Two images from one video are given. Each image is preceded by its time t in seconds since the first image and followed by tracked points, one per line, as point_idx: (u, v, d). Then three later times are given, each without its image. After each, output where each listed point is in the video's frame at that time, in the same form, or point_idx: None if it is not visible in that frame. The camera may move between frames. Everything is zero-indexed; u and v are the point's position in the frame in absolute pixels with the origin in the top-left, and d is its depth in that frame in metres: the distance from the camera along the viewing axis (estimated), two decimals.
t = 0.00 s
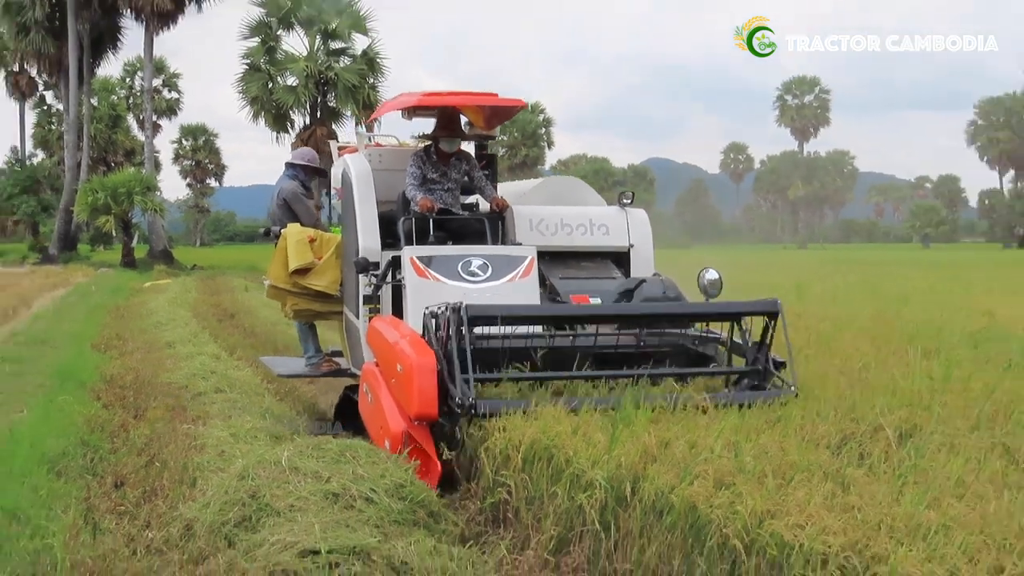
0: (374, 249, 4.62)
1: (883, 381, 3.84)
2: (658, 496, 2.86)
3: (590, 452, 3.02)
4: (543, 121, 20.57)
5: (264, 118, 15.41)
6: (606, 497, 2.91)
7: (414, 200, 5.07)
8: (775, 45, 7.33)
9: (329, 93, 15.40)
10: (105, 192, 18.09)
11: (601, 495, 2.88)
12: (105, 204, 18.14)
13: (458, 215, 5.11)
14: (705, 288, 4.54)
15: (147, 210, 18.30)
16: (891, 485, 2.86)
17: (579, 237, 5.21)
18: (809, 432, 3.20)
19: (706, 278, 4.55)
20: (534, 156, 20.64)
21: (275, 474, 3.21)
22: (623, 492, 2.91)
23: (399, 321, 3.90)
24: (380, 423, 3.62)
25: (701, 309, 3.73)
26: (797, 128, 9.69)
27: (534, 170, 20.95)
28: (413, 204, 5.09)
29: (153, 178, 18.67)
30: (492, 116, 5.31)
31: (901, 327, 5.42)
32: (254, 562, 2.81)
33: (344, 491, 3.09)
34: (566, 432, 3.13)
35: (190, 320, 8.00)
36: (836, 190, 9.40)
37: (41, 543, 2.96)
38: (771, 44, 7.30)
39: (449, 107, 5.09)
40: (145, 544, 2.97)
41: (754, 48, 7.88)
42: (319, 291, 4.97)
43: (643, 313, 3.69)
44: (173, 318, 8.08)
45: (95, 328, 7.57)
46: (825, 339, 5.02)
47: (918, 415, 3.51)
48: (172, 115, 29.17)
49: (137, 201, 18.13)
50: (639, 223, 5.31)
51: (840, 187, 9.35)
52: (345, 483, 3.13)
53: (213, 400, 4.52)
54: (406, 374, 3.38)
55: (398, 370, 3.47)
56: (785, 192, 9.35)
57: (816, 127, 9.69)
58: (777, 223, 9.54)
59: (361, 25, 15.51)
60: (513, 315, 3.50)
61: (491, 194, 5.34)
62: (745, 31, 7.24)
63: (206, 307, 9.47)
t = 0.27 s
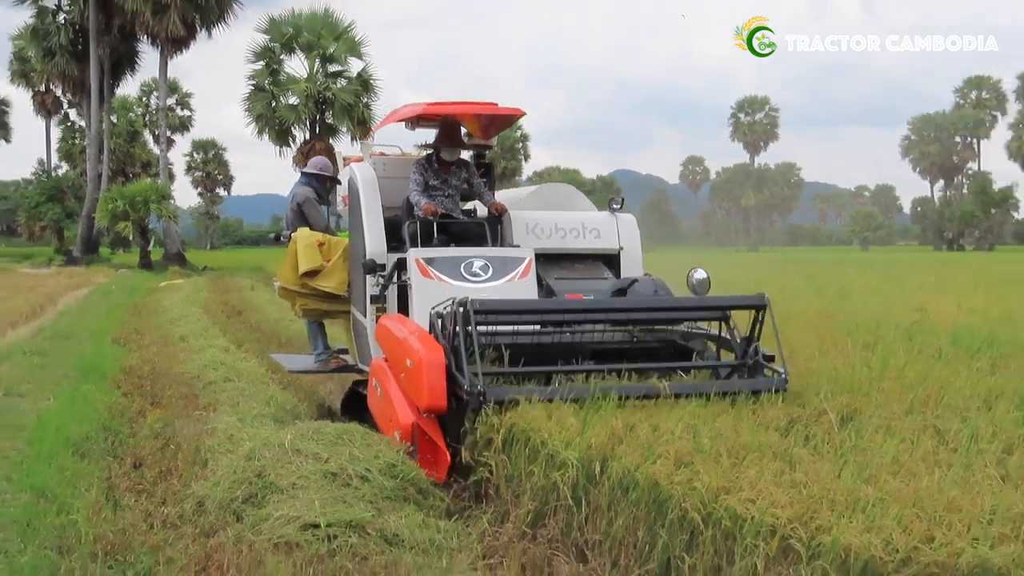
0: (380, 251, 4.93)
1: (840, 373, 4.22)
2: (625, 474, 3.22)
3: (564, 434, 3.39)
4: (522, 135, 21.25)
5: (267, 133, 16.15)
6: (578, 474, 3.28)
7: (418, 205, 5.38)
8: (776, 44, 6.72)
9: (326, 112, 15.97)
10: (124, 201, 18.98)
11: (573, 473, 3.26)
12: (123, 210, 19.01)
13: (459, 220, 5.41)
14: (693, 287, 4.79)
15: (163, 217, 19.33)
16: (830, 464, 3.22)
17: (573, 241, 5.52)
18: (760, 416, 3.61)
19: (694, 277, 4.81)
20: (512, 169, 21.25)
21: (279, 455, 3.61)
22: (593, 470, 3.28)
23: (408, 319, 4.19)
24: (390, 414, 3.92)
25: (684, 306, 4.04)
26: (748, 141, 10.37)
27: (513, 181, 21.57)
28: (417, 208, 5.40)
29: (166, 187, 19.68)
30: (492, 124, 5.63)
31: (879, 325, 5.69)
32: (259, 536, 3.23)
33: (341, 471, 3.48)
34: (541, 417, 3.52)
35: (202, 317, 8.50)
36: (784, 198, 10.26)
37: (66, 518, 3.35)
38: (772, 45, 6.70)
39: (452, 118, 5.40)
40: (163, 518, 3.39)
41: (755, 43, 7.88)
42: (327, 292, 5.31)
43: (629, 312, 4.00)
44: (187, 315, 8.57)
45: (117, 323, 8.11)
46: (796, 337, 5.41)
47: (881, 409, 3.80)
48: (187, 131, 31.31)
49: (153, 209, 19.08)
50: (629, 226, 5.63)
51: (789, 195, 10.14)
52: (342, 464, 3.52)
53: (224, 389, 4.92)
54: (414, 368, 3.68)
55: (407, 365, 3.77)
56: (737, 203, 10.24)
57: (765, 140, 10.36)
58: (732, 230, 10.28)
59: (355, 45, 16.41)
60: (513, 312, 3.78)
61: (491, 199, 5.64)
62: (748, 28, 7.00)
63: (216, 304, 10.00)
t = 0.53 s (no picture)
0: (391, 248, 5.21)
1: (807, 361, 4.63)
2: (601, 449, 3.62)
3: (546, 413, 3.83)
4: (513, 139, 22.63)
5: (276, 140, 17.96)
6: (558, 450, 3.72)
7: (428, 205, 5.70)
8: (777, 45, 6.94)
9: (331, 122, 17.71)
10: (147, 202, 20.21)
11: (553, 449, 3.70)
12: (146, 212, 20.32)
13: (466, 218, 5.73)
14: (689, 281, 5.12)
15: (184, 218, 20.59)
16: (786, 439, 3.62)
17: (572, 238, 5.87)
18: (723, 397, 4.04)
19: (690, 271, 5.13)
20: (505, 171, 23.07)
21: (287, 434, 4.09)
22: (572, 446, 3.69)
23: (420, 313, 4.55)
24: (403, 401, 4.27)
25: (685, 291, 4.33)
26: (715, 148, 10.93)
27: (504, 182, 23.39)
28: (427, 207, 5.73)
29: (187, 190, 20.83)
30: (498, 129, 5.94)
31: (864, 321, 5.96)
32: (269, 506, 3.67)
33: (344, 447, 3.96)
34: (526, 399, 3.96)
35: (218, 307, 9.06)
36: (747, 198, 10.82)
37: (92, 490, 3.80)
38: (773, 46, 6.96)
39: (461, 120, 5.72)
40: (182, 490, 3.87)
41: (754, 44, 8.13)
42: (340, 286, 5.66)
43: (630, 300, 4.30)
44: (203, 305, 9.14)
45: (136, 313, 8.65)
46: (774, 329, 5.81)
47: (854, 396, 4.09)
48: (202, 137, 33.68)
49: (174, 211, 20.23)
50: (625, 225, 5.98)
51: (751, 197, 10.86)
52: (345, 441, 3.99)
53: (237, 371, 5.37)
54: (429, 358, 4.04)
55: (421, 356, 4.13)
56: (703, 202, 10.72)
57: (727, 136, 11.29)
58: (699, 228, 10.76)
59: (357, 64, 18.23)
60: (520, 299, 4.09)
61: (495, 198, 5.98)
62: (748, 28, 7.17)
63: (230, 295, 10.57)
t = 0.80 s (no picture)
0: (402, 244, 5.57)
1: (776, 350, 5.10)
2: (580, 427, 4.11)
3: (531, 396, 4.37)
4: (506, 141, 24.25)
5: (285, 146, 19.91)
6: (541, 428, 4.24)
7: (438, 203, 6.04)
8: (776, 45, 7.15)
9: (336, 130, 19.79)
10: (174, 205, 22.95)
11: (536, 426, 4.22)
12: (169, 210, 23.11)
13: (474, 216, 6.06)
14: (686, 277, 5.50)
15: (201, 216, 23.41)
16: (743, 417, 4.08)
17: (574, 236, 6.23)
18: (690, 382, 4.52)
19: (687, 268, 5.51)
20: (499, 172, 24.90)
21: (295, 413, 4.71)
22: (553, 424, 4.22)
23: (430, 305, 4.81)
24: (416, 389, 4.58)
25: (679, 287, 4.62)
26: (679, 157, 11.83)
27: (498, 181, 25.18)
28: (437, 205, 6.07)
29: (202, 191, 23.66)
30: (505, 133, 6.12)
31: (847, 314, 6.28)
32: (279, 480, 4.15)
33: (347, 425, 4.58)
34: (514, 384, 4.55)
35: (233, 300, 9.68)
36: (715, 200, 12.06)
37: (117, 464, 4.25)
38: (771, 45, 7.15)
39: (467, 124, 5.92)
40: (202, 463, 4.33)
41: (753, 44, 8.30)
42: (352, 280, 6.00)
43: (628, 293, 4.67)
44: (219, 298, 9.76)
45: (156, 305, 9.28)
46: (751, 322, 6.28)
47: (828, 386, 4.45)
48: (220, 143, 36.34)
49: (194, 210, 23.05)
50: (622, 223, 6.34)
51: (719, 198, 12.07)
52: (348, 419, 4.61)
53: (249, 356, 5.93)
54: (441, 353, 4.32)
55: (433, 349, 4.40)
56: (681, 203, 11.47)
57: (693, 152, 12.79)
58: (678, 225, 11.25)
59: (363, 77, 20.88)
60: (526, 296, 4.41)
61: (501, 197, 6.31)
62: (749, 28, 7.41)
63: (243, 290, 11.22)
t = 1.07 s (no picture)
0: (411, 248, 5.95)
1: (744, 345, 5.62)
2: (558, 411, 4.69)
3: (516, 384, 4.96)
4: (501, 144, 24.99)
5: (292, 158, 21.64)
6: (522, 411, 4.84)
7: (446, 207, 6.47)
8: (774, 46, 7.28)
9: (338, 143, 21.40)
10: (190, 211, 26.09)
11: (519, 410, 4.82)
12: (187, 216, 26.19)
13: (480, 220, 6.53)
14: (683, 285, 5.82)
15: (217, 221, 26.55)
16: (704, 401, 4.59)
17: (573, 240, 6.58)
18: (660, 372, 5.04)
19: (685, 276, 5.84)
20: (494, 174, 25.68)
21: (301, 399, 5.29)
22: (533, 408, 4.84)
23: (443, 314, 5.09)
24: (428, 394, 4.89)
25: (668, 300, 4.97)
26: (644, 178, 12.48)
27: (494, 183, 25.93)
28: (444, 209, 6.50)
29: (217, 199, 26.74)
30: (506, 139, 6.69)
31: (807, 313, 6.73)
32: (287, 459, 4.63)
33: (348, 411, 5.16)
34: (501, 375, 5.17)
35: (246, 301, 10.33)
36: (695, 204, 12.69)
37: (140, 446, 4.70)
38: (772, 45, 7.30)
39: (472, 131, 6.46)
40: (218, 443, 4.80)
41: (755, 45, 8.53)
42: (364, 280, 6.38)
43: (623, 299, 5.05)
44: (233, 300, 10.41)
45: (174, 305, 9.96)
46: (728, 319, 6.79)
47: (785, 376, 4.95)
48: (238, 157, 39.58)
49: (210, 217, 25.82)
50: (619, 228, 6.69)
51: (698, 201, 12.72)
52: (349, 407, 5.19)
53: (259, 350, 6.51)
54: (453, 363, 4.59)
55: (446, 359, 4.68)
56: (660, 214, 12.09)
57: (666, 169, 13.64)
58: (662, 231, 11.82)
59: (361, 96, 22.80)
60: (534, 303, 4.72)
61: (504, 203, 6.77)
62: (751, 25, 7.53)
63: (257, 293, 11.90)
